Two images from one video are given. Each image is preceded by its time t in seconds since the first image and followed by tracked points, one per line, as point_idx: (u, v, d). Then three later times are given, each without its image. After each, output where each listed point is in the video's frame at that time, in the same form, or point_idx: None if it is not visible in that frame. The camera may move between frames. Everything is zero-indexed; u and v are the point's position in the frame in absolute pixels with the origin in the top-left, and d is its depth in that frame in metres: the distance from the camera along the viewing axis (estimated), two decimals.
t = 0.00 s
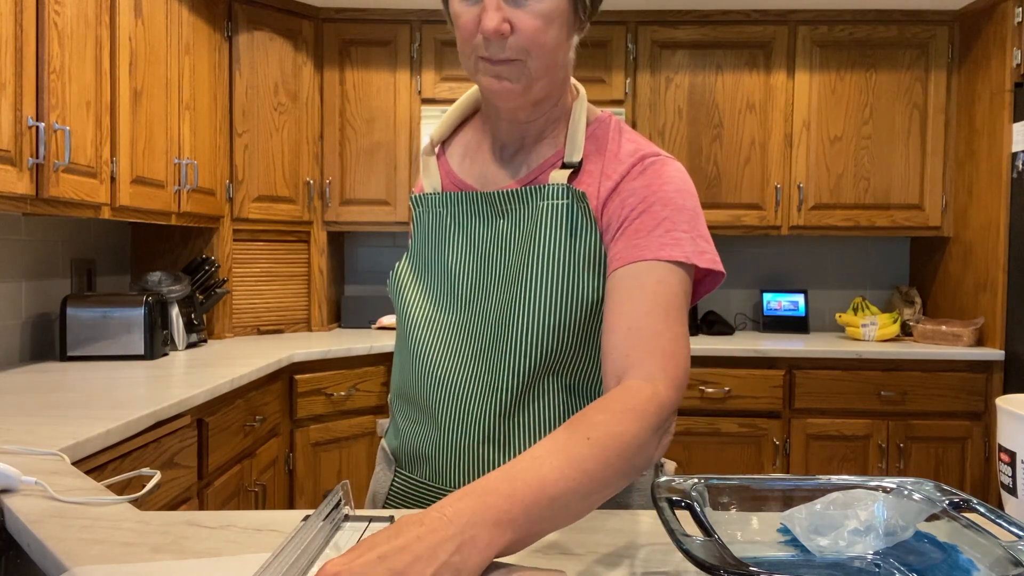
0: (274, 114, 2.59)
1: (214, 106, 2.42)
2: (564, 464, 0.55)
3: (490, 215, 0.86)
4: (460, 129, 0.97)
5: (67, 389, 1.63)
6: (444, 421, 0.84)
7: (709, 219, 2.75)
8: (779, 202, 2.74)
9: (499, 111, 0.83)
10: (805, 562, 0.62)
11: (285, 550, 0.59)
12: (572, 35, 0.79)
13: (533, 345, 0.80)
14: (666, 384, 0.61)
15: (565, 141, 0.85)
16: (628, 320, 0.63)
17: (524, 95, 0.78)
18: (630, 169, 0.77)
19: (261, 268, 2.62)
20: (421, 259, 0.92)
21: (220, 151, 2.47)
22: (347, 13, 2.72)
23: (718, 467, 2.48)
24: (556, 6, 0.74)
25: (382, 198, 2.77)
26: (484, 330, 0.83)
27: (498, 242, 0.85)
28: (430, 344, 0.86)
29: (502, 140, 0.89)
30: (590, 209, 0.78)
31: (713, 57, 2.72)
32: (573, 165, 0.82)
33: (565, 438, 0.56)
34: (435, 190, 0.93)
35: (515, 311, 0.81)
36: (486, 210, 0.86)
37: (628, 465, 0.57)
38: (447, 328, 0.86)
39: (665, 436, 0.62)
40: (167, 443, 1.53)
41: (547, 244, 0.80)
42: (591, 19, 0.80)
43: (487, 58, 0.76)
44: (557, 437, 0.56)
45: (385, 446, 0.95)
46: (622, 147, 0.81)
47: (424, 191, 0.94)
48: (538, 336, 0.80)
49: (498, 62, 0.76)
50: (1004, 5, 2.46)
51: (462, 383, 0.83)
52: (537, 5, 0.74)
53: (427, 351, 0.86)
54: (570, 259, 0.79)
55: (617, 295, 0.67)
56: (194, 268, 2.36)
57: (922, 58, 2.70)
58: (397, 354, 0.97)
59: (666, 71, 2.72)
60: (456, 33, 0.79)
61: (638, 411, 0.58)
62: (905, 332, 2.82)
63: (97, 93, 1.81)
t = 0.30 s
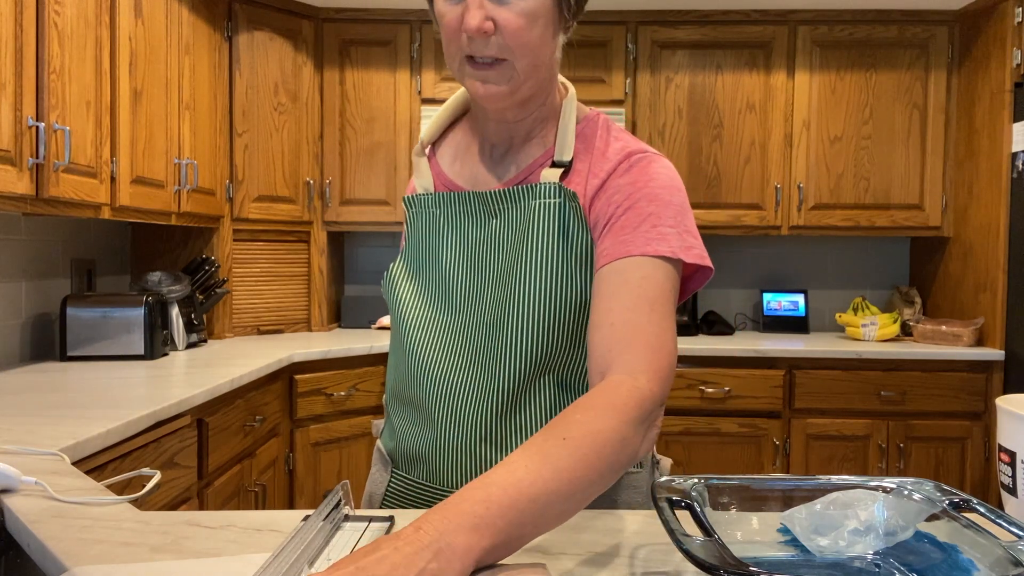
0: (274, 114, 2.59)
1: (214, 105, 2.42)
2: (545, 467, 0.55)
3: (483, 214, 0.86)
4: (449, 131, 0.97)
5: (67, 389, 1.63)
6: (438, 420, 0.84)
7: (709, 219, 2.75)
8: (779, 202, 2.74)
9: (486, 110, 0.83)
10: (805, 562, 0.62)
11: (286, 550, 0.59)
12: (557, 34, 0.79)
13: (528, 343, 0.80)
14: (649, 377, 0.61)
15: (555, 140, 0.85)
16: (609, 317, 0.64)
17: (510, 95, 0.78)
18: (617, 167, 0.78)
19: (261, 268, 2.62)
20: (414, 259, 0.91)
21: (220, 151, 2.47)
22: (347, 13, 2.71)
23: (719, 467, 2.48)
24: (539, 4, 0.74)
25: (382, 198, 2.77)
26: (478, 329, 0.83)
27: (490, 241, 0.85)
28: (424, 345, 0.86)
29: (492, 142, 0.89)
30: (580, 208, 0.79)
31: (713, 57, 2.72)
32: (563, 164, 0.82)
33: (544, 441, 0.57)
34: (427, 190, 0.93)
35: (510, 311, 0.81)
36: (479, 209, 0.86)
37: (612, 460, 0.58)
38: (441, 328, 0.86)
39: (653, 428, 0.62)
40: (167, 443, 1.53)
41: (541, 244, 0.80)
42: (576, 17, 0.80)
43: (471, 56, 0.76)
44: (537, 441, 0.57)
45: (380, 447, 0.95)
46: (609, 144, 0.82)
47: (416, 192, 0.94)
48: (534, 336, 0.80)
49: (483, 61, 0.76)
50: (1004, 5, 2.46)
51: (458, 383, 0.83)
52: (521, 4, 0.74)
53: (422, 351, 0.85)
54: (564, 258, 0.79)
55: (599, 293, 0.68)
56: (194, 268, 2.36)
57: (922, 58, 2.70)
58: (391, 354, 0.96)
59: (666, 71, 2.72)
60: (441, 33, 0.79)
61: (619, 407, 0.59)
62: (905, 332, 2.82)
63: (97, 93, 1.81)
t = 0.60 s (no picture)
0: (274, 114, 2.59)
1: (214, 105, 2.42)
2: (538, 466, 0.55)
3: (480, 214, 0.85)
4: (441, 133, 0.97)
5: (67, 389, 1.63)
6: (438, 420, 0.84)
7: (710, 219, 2.75)
8: (779, 202, 2.74)
9: (478, 109, 0.83)
10: (805, 561, 0.61)
11: (285, 550, 0.59)
12: (548, 33, 0.79)
13: (527, 343, 0.80)
14: (644, 372, 0.61)
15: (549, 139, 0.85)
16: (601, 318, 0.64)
17: (501, 94, 0.79)
18: (608, 165, 0.78)
19: (261, 268, 2.62)
20: (412, 259, 0.91)
21: (220, 151, 2.47)
22: (347, 13, 2.71)
23: (719, 467, 2.48)
24: (530, 2, 0.74)
25: (382, 198, 2.77)
26: (476, 328, 0.83)
27: (488, 241, 0.85)
28: (423, 345, 0.86)
29: (485, 142, 0.89)
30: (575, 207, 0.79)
31: (713, 57, 2.72)
32: (558, 163, 0.82)
33: (536, 440, 0.57)
34: (421, 190, 0.93)
35: (508, 311, 0.81)
36: (476, 209, 0.85)
37: (607, 456, 0.57)
38: (439, 328, 0.86)
39: (650, 422, 0.62)
40: (167, 443, 1.53)
41: (539, 244, 0.80)
42: (566, 16, 0.80)
43: (462, 53, 0.76)
44: (528, 441, 0.57)
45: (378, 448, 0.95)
46: (600, 144, 0.82)
47: (411, 192, 0.93)
48: (533, 336, 0.80)
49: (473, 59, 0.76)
50: (1004, 5, 2.46)
51: (456, 383, 0.83)
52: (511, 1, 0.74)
53: (420, 352, 0.85)
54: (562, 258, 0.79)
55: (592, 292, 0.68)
56: (194, 268, 2.37)
57: (922, 58, 2.70)
58: (389, 355, 0.96)
59: (666, 71, 2.73)
60: (431, 31, 0.79)
61: (612, 403, 0.59)
62: (905, 332, 2.82)
63: (97, 93, 1.81)
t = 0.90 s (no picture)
0: (274, 114, 2.59)
1: (214, 105, 2.42)
2: (561, 446, 0.59)
3: (474, 215, 0.85)
4: (434, 135, 0.97)
5: (67, 389, 1.63)
6: (434, 422, 0.84)
7: (709, 219, 2.75)
8: (779, 202, 2.74)
9: (469, 108, 0.83)
10: (805, 562, 0.61)
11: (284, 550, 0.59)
12: (537, 31, 0.79)
13: (522, 344, 0.80)
14: (668, 387, 0.64)
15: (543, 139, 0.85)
16: (622, 328, 0.66)
17: (491, 94, 0.78)
18: (607, 166, 0.78)
19: (261, 268, 2.62)
20: (406, 262, 0.91)
21: (220, 151, 2.47)
22: (347, 13, 2.71)
23: (719, 467, 2.49)
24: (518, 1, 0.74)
25: (382, 198, 2.77)
26: (472, 330, 0.83)
27: (482, 242, 0.85)
28: (418, 348, 0.85)
29: (478, 142, 0.89)
30: (573, 208, 0.79)
31: (713, 57, 2.72)
32: (552, 163, 0.82)
33: (565, 427, 0.61)
34: (415, 192, 0.92)
35: (504, 312, 0.81)
36: (470, 210, 0.85)
37: (626, 461, 0.61)
38: (433, 330, 0.86)
39: (678, 442, 0.65)
40: (167, 443, 1.53)
41: (533, 244, 0.80)
42: (555, 14, 0.80)
43: (451, 52, 0.76)
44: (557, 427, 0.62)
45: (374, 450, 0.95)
46: (596, 142, 0.82)
47: (405, 194, 0.93)
48: (529, 337, 0.80)
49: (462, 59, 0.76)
50: (1004, 5, 2.46)
51: (453, 385, 0.83)
52: None
53: (415, 354, 0.85)
54: (557, 258, 0.79)
55: (609, 298, 0.70)
56: (194, 268, 2.37)
57: (921, 58, 2.70)
58: (383, 358, 0.96)
59: (666, 71, 2.73)
60: (420, 30, 0.79)
61: (637, 411, 0.62)
62: (905, 332, 2.82)
63: (98, 93, 1.81)
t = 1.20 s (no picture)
0: (274, 114, 2.59)
1: (214, 105, 2.42)
2: (538, 473, 0.61)
3: (472, 216, 0.85)
4: (429, 136, 0.97)
5: (67, 389, 1.63)
6: (434, 423, 0.84)
7: (709, 219, 2.75)
8: (779, 202, 2.74)
9: (465, 106, 0.83)
10: (805, 561, 0.61)
11: (284, 551, 0.59)
12: (532, 30, 0.79)
13: (522, 345, 0.80)
14: (647, 401, 0.66)
15: (539, 137, 0.85)
16: (606, 340, 0.68)
17: (487, 91, 0.78)
18: (602, 168, 0.78)
19: (261, 268, 2.62)
20: (405, 263, 0.91)
21: (220, 151, 2.47)
22: (347, 13, 2.71)
23: (719, 467, 2.49)
24: None
25: (382, 198, 2.77)
26: (471, 331, 0.83)
27: (481, 242, 0.85)
28: (417, 349, 0.85)
29: (474, 141, 0.89)
30: (571, 208, 0.79)
31: (713, 57, 2.72)
32: (551, 162, 0.82)
33: (542, 451, 0.62)
34: (411, 193, 0.92)
35: (503, 313, 0.81)
36: (468, 211, 0.85)
37: (605, 477, 0.63)
38: (433, 331, 0.86)
39: (655, 451, 0.67)
40: (167, 443, 1.53)
41: (532, 244, 0.80)
42: (549, 13, 0.81)
43: (445, 50, 0.76)
44: (535, 451, 0.63)
45: (373, 451, 0.95)
46: (592, 143, 0.82)
47: (400, 195, 0.93)
48: (529, 337, 0.80)
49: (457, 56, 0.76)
50: (1004, 6, 2.47)
51: (453, 386, 0.82)
52: None
53: (415, 355, 0.85)
54: (555, 258, 0.79)
55: (596, 306, 0.71)
56: (194, 268, 2.37)
57: (921, 58, 2.70)
58: (382, 359, 0.96)
59: (666, 71, 2.73)
60: (415, 28, 0.79)
61: (616, 429, 0.63)
62: (905, 332, 2.82)
63: (98, 93, 1.81)
